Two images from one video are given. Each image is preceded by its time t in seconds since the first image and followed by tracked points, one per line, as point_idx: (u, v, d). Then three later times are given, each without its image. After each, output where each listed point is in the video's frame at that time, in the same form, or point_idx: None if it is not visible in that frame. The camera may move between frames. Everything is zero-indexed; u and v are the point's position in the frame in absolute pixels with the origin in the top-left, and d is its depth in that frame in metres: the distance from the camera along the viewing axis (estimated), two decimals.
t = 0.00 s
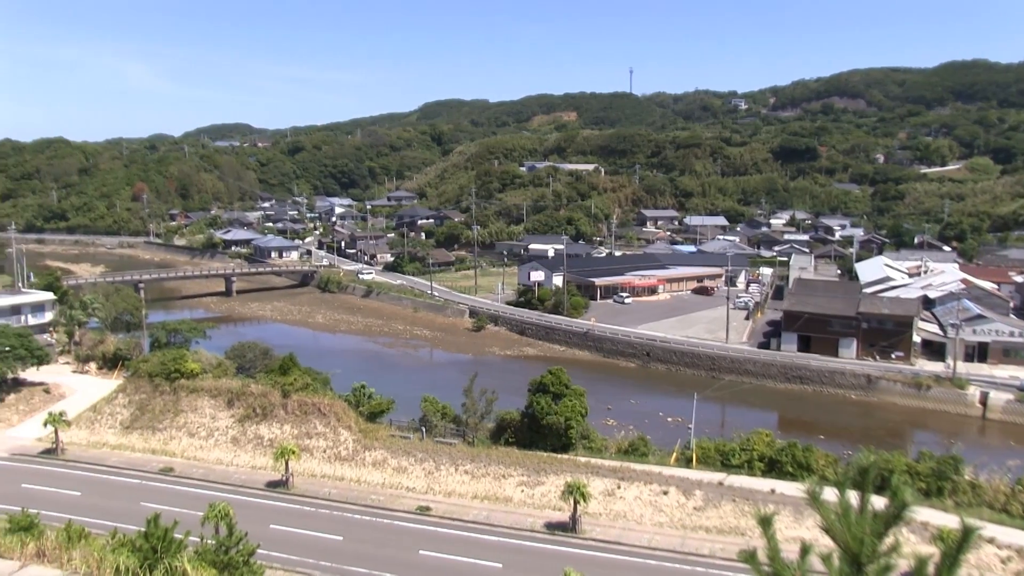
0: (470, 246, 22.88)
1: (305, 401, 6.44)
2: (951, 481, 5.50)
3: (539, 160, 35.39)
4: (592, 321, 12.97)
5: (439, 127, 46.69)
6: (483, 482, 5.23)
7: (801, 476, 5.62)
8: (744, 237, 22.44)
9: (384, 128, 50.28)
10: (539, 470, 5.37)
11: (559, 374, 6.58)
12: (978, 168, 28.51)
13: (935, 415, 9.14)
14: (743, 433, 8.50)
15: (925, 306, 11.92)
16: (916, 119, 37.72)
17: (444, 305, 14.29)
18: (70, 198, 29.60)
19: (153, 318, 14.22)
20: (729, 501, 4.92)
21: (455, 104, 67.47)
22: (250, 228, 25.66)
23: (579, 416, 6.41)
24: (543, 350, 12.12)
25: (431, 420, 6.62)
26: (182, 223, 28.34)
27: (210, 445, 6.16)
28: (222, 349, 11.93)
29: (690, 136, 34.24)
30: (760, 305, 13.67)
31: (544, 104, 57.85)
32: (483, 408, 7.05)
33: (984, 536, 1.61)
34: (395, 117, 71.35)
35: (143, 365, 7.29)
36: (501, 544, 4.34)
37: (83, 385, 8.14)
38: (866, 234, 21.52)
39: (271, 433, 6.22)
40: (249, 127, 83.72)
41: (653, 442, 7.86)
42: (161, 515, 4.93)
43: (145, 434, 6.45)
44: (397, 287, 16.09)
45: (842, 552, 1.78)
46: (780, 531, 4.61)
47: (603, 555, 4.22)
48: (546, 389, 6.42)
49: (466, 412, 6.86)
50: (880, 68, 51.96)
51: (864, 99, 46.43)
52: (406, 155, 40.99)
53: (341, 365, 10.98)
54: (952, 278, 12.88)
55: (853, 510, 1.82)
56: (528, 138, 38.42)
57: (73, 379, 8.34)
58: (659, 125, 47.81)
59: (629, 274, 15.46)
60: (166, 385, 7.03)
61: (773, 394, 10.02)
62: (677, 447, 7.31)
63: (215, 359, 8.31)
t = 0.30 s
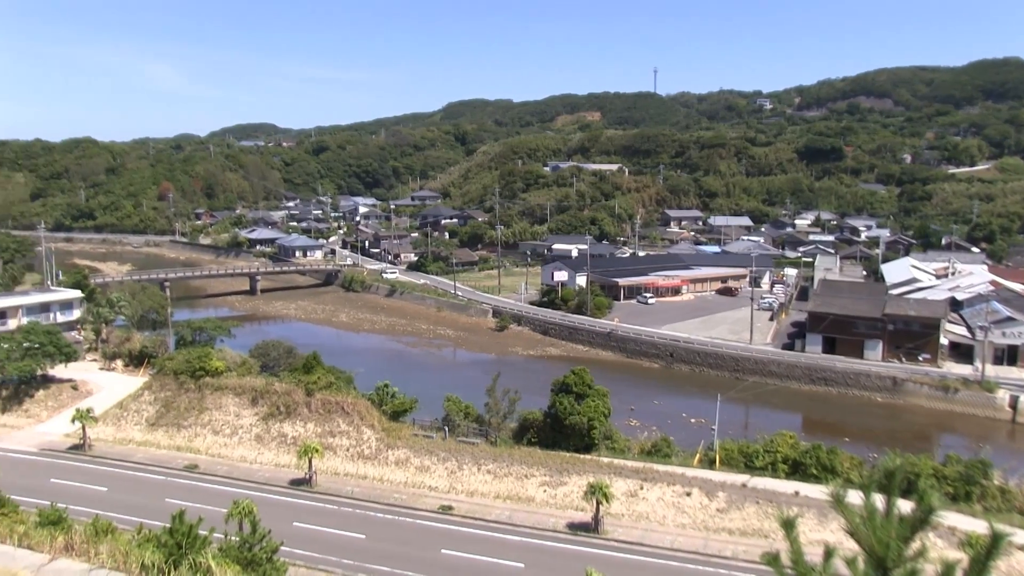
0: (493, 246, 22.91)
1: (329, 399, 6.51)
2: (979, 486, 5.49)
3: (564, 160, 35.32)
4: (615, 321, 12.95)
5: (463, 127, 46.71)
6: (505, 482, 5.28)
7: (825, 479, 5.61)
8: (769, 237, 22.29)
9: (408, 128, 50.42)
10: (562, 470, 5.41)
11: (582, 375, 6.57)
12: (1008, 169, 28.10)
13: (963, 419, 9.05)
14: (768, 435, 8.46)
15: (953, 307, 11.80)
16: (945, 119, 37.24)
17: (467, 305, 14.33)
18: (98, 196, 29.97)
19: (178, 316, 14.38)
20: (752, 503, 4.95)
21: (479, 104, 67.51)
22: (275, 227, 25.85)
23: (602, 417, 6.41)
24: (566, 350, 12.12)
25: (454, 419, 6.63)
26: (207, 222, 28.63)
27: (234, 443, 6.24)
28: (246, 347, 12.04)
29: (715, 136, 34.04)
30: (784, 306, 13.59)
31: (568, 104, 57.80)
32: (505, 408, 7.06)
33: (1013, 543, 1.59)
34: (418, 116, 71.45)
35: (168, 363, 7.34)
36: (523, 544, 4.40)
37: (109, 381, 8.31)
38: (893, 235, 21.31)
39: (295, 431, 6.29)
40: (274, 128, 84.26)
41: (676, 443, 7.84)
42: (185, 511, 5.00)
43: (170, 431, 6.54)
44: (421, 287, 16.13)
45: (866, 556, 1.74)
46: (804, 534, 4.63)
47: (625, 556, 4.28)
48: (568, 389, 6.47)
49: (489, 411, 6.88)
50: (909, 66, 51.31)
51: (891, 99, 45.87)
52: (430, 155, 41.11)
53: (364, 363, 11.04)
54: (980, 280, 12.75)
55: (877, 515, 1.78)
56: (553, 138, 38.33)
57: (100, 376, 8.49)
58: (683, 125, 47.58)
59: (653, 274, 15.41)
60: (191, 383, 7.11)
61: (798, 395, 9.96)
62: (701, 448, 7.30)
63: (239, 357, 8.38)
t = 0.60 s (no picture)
0: (518, 246, 22.94)
1: (353, 398, 6.54)
2: (1010, 491, 5.44)
3: (588, 160, 35.25)
4: (639, 322, 12.91)
5: (487, 127, 46.73)
6: (528, 482, 5.29)
7: (851, 481, 5.58)
8: (794, 238, 22.14)
9: (432, 129, 50.51)
10: (585, 470, 5.41)
11: (606, 375, 6.57)
12: None
13: (992, 422, 8.95)
14: (792, 437, 8.41)
15: (982, 309, 11.68)
16: (975, 118, 36.76)
17: (491, 305, 14.35)
18: (126, 195, 30.29)
19: (205, 314, 14.52)
20: (777, 505, 4.94)
21: (503, 104, 67.50)
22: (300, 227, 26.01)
23: (626, 417, 6.41)
24: (590, 350, 12.10)
25: (478, 419, 6.64)
26: (232, 222, 28.86)
27: (259, 441, 6.31)
28: (270, 347, 12.13)
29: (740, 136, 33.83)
30: (810, 307, 13.51)
31: (593, 104, 57.77)
32: (529, 408, 7.07)
33: None
34: (442, 116, 71.53)
35: (193, 361, 7.39)
36: (546, 544, 4.41)
37: (135, 378, 8.40)
38: (920, 236, 21.09)
39: (319, 430, 6.33)
40: (299, 127, 84.74)
41: (700, 445, 7.81)
42: (210, 508, 5.04)
43: (196, 429, 6.61)
44: (446, 286, 16.17)
45: (891, 560, 1.71)
46: (831, 537, 4.61)
47: (649, 557, 4.29)
48: (591, 389, 6.55)
49: (513, 411, 6.88)
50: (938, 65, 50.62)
51: (919, 98, 45.34)
52: (455, 155, 41.22)
53: (387, 363, 11.08)
54: (1009, 283, 12.61)
55: (902, 517, 1.74)
56: (577, 138, 38.26)
57: (128, 373, 8.57)
58: (708, 125, 47.35)
59: (677, 275, 15.34)
60: (216, 381, 7.16)
61: (823, 397, 9.89)
62: (726, 450, 7.27)
63: (265, 356, 8.45)
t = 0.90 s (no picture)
0: (539, 246, 22.96)
1: (375, 398, 6.57)
2: None
3: (610, 160, 35.17)
4: (660, 322, 12.89)
5: (509, 127, 46.77)
6: (549, 482, 5.30)
7: (873, 483, 5.55)
8: (817, 239, 22.00)
9: (455, 129, 50.57)
10: (606, 471, 5.41)
11: (628, 376, 6.56)
12: None
13: (1017, 425, 8.86)
14: (814, 438, 8.37)
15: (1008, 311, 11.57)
16: (1001, 118, 36.38)
17: (512, 305, 14.35)
18: (150, 195, 30.55)
19: (227, 313, 14.63)
20: (799, 507, 4.92)
21: (524, 105, 67.49)
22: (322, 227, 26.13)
23: (647, 418, 6.40)
24: (612, 351, 12.09)
25: (499, 419, 6.65)
26: (254, 221, 29.03)
27: (280, 440, 6.35)
28: (291, 346, 12.20)
29: (763, 136, 33.63)
30: (833, 308, 13.43)
31: (615, 104, 57.79)
32: (550, 408, 7.07)
33: None
34: (463, 116, 71.61)
35: (216, 360, 7.45)
36: (565, 544, 4.42)
37: (158, 377, 8.47)
38: (945, 237, 20.91)
39: (340, 430, 6.36)
40: (321, 127, 85.14)
41: (722, 446, 7.79)
42: (231, 506, 5.07)
43: (218, 427, 6.66)
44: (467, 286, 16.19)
45: (914, 563, 1.68)
46: (853, 539, 4.60)
47: (669, 558, 4.28)
48: (612, 389, 6.54)
49: (534, 412, 6.89)
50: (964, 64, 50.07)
51: (944, 97, 44.91)
52: (476, 154, 41.25)
53: (409, 362, 11.11)
54: None
55: (925, 521, 1.71)
56: (599, 138, 38.20)
57: (150, 372, 8.63)
58: (730, 125, 47.15)
59: (699, 276, 15.29)
60: (238, 380, 7.20)
61: (847, 399, 9.83)
62: (747, 451, 7.24)
63: (287, 356, 8.50)
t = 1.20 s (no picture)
0: (558, 246, 22.99)
1: (393, 397, 6.58)
2: None
3: (630, 160, 35.07)
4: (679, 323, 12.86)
5: (528, 127, 46.84)
6: (568, 482, 5.31)
7: (894, 486, 5.51)
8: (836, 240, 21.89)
9: (474, 130, 50.65)
10: (625, 471, 5.41)
11: (646, 376, 6.54)
12: None
13: None
14: (835, 440, 8.32)
15: None
16: None
17: (531, 305, 14.37)
18: (171, 195, 30.78)
19: (248, 313, 14.72)
20: (819, 509, 4.90)
21: (543, 105, 67.46)
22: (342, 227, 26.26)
23: (665, 419, 6.40)
24: (631, 351, 12.08)
25: (517, 419, 6.65)
26: (275, 221, 29.17)
27: (299, 439, 6.38)
28: (311, 345, 12.27)
29: (783, 136, 33.45)
30: (853, 310, 13.34)
31: (634, 104, 57.74)
32: (568, 408, 7.07)
33: None
34: (482, 116, 71.70)
35: (236, 359, 7.50)
36: (583, 545, 4.42)
37: (177, 375, 8.52)
38: (968, 238, 20.75)
39: (359, 429, 6.39)
40: (341, 128, 85.51)
41: (742, 447, 7.76)
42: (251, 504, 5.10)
43: (237, 426, 6.70)
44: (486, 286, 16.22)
45: (937, 567, 1.67)
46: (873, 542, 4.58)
47: (687, 560, 4.27)
48: (631, 390, 6.53)
49: (552, 412, 6.89)
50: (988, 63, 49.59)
51: (967, 96, 44.51)
52: (496, 154, 41.28)
53: (428, 362, 11.13)
54: None
55: (946, 525, 1.70)
56: (618, 138, 38.15)
57: (170, 370, 8.68)
58: (750, 125, 46.96)
59: (718, 276, 15.23)
60: (257, 379, 7.24)
61: (868, 401, 9.77)
62: (767, 452, 7.21)
63: (306, 355, 8.53)
